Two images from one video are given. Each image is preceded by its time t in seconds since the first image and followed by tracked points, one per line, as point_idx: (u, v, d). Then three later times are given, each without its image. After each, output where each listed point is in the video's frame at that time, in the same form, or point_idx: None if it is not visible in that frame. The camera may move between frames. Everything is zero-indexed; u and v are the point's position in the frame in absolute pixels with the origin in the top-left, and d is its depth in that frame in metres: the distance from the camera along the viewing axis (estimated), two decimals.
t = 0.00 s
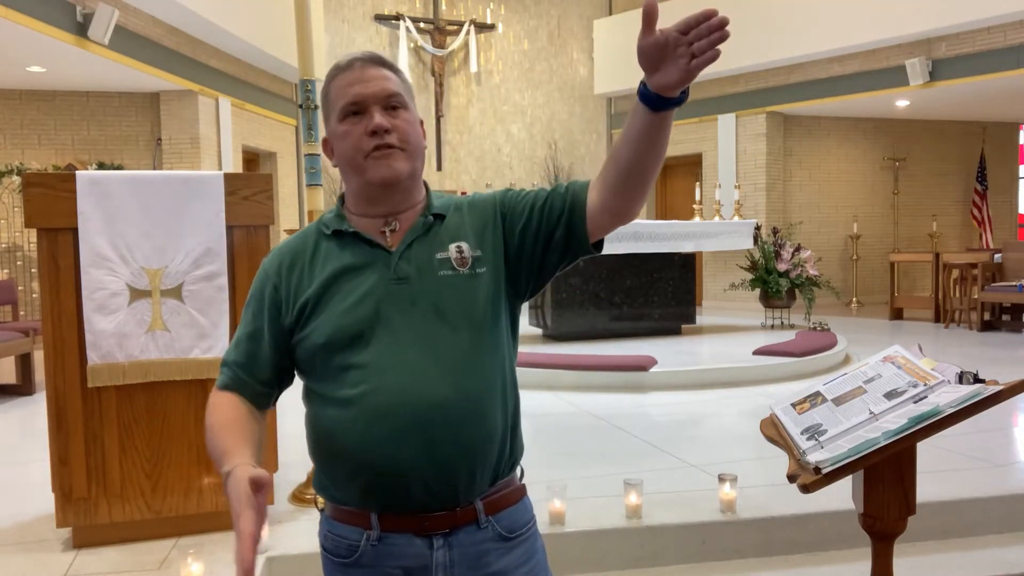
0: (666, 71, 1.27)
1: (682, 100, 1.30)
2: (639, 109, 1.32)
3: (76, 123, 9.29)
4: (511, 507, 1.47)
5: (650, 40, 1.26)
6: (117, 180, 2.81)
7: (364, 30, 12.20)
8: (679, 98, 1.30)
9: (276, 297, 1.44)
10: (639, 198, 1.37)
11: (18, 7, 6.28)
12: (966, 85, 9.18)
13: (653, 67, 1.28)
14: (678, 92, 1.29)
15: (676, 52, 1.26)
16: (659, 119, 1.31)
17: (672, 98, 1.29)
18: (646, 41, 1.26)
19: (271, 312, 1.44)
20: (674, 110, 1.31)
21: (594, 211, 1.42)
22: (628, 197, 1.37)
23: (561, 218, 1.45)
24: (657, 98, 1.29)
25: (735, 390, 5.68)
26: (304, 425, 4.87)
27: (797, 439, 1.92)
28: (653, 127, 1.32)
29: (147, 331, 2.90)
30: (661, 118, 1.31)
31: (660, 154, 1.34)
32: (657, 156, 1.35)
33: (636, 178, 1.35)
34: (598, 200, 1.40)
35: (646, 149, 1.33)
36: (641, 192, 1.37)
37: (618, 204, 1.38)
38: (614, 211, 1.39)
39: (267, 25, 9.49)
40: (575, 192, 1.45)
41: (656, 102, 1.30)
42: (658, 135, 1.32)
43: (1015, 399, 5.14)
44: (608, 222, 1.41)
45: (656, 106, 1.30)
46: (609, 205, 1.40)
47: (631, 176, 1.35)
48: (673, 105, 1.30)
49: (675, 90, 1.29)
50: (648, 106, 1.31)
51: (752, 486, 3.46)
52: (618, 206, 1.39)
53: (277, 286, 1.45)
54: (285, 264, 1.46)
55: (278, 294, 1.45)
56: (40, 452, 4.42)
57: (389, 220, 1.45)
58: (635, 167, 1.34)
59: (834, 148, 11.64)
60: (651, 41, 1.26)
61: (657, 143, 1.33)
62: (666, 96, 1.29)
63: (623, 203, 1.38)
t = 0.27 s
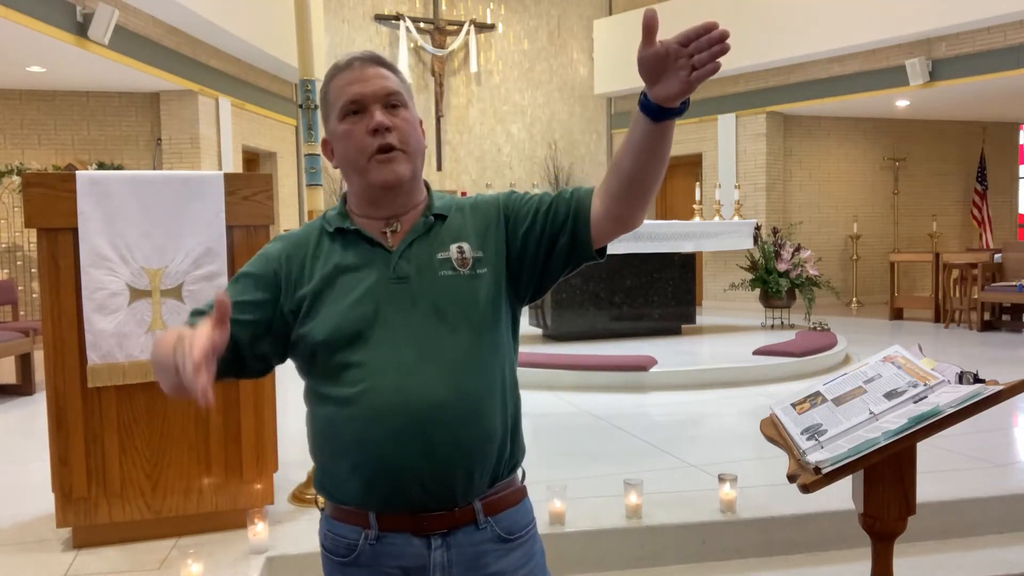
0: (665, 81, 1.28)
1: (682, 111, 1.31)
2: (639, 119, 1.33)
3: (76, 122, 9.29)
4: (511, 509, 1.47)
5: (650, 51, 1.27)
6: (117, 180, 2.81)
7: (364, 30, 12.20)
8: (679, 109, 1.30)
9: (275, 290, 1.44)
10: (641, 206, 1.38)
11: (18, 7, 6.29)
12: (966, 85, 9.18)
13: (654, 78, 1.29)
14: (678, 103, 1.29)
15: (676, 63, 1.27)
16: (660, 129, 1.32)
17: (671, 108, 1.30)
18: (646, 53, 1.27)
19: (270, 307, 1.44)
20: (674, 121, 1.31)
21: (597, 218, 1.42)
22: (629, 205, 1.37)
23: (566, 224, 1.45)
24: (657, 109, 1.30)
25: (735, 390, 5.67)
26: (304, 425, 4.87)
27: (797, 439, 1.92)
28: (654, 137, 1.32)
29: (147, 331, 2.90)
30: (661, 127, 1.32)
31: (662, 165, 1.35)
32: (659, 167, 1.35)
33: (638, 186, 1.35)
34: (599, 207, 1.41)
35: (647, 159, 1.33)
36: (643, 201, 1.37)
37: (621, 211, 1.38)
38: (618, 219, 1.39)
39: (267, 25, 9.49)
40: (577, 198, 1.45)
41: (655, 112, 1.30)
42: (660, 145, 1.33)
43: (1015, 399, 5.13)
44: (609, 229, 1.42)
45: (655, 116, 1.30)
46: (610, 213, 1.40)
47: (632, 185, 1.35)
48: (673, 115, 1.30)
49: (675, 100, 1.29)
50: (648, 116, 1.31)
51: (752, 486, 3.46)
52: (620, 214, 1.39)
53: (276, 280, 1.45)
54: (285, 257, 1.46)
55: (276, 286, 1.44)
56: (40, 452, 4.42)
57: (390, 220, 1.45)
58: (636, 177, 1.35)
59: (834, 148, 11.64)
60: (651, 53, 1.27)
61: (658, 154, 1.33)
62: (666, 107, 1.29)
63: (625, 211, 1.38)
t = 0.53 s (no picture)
0: (666, 93, 1.28)
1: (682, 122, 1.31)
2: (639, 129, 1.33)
3: (76, 122, 9.29)
4: (511, 507, 1.47)
5: (652, 63, 1.27)
6: (117, 180, 2.81)
7: (364, 30, 12.20)
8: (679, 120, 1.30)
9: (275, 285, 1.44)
10: (642, 214, 1.38)
11: (18, 7, 6.28)
12: (966, 85, 9.18)
13: (655, 90, 1.29)
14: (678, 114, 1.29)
15: (677, 75, 1.28)
16: (660, 139, 1.32)
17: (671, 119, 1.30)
18: (647, 65, 1.28)
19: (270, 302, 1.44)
20: (674, 131, 1.31)
21: (599, 225, 1.42)
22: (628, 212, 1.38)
23: (567, 227, 1.45)
24: (657, 120, 1.30)
25: (734, 390, 5.68)
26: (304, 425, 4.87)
27: (797, 439, 1.92)
28: (653, 147, 1.32)
29: (148, 331, 2.90)
30: (661, 137, 1.32)
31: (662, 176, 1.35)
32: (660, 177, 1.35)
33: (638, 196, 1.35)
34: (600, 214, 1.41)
35: (647, 169, 1.33)
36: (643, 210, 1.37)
37: (622, 219, 1.38)
38: (619, 225, 1.40)
39: (267, 25, 9.49)
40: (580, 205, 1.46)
41: (655, 122, 1.30)
42: (659, 155, 1.33)
43: (1015, 399, 5.13)
44: (610, 236, 1.42)
45: (656, 127, 1.30)
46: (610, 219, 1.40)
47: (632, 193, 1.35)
48: (673, 126, 1.30)
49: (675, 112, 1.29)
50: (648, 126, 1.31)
51: (752, 486, 3.46)
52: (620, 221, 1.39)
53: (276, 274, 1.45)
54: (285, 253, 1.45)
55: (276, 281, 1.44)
56: (40, 452, 4.42)
57: (393, 224, 1.45)
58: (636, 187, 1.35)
59: (834, 148, 11.64)
60: (653, 65, 1.27)
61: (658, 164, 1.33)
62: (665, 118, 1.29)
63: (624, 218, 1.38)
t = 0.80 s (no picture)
0: (671, 104, 1.28)
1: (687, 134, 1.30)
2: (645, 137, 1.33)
3: (76, 122, 9.29)
4: (513, 504, 1.47)
5: (658, 75, 1.27)
6: (117, 180, 2.81)
7: (364, 30, 12.20)
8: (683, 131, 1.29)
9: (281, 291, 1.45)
10: (644, 220, 1.38)
11: (18, 7, 6.29)
12: (966, 86, 9.18)
13: (660, 101, 1.29)
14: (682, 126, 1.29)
15: (683, 88, 1.27)
16: (664, 149, 1.32)
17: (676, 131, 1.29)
18: (653, 77, 1.27)
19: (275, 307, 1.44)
20: (679, 141, 1.31)
21: (602, 228, 1.42)
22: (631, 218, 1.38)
23: (570, 231, 1.45)
24: (661, 130, 1.29)
25: (734, 390, 5.68)
26: (304, 425, 4.88)
27: (797, 439, 1.92)
28: (656, 156, 1.32)
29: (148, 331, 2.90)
30: (665, 148, 1.31)
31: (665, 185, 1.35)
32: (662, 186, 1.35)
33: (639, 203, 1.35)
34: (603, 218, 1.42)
35: (650, 177, 1.33)
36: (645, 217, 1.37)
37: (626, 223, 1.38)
38: (620, 230, 1.40)
39: (267, 25, 9.49)
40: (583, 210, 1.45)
41: (660, 132, 1.30)
42: (663, 165, 1.33)
43: (1015, 399, 5.13)
44: (612, 240, 1.42)
45: (660, 137, 1.30)
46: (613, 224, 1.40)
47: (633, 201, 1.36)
48: (677, 137, 1.29)
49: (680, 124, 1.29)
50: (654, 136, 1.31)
51: (752, 486, 3.46)
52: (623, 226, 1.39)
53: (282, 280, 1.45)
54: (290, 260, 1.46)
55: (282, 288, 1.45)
56: (41, 452, 4.42)
57: (396, 228, 1.45)
58: (638, 194, 1.35)
59: (834, 148, 11.64)
60: (659, 76, 1.27)
61: (660, 173, 1.33)
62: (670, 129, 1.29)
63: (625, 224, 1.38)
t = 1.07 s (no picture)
0: (675, 107, 1.27)
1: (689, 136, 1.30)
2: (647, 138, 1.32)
3: (76, 122, 9.29)
4: (519, 502, 1.47)
5: (661, 79, 1.26)
6: (117, 180, 2.81)
7: (364, 30, 12.20)
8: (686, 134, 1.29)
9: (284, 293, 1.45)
10: (646, 219, 1.38)
11: (18, 7, 6.28)
12: (966, 85, 9.18)
13: (664, 104, 1.28)
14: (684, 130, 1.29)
15: (687, 92, 1.27)
16: (666, 151, 1.31)
17: (678, 133, 1.29)
18: (656, 81, 1.26)
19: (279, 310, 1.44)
20: (681, 144, 1.31)
21: (604, 227, 1.42)
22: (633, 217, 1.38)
23: (572, 230, 1.45)
24: (663, 133, 1.29)
25: (734, 390, 5.67)
26: (304, 425, 4.88)
27: (797, 439, 1.92)
28: (658, 158, 1.32)
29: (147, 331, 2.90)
30: (667, 150, 1.31)
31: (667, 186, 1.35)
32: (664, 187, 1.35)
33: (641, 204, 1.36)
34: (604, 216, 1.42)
35: (652, 178, 1.33)
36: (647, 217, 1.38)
37: (628, 223, 1.38)
38: (621, 230, 1.40)
39: (267, 25, 9.49)
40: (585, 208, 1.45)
41: (662, 135, 1.30)
42: (665, 168, 1.33)
43: (1015, 399, 5.13)
44: (614, 238, 1.42)
45: (663, 139, 1.30)
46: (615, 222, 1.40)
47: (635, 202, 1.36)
48: (679, 140, 1.29)
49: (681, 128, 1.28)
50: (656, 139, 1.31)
51: (752, 486, 3.45)
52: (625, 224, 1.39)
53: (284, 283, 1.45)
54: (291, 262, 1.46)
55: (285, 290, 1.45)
56: (41, 451, 4.42)
57: (398, 226, 1.45)
58: (640, 195, 1.35)
59: (834, 148, 11.64)
60: (662, 81, 1.26)
61: (662, 175, 1.33)
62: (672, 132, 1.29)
63: (627, 224, 1.39)
